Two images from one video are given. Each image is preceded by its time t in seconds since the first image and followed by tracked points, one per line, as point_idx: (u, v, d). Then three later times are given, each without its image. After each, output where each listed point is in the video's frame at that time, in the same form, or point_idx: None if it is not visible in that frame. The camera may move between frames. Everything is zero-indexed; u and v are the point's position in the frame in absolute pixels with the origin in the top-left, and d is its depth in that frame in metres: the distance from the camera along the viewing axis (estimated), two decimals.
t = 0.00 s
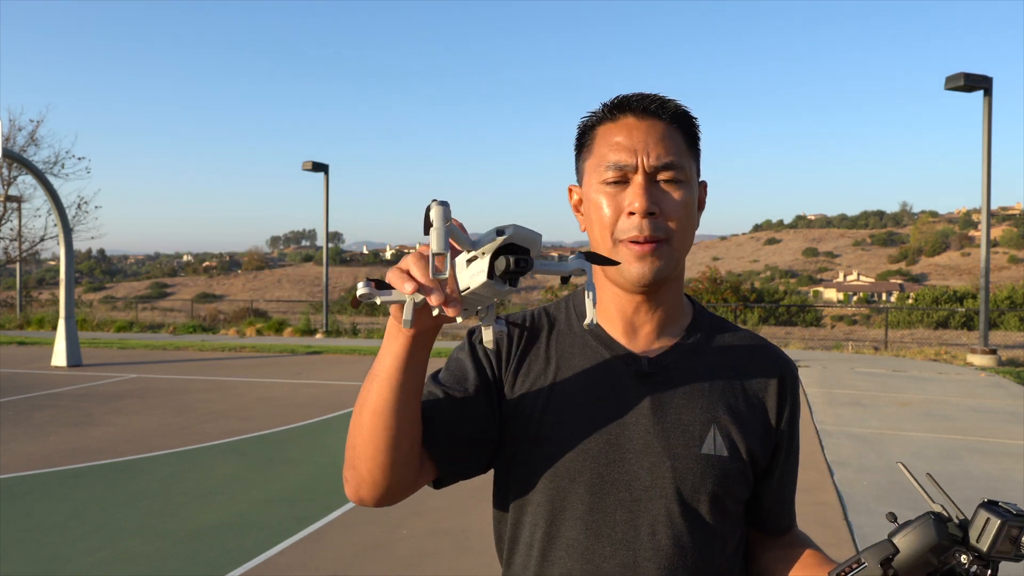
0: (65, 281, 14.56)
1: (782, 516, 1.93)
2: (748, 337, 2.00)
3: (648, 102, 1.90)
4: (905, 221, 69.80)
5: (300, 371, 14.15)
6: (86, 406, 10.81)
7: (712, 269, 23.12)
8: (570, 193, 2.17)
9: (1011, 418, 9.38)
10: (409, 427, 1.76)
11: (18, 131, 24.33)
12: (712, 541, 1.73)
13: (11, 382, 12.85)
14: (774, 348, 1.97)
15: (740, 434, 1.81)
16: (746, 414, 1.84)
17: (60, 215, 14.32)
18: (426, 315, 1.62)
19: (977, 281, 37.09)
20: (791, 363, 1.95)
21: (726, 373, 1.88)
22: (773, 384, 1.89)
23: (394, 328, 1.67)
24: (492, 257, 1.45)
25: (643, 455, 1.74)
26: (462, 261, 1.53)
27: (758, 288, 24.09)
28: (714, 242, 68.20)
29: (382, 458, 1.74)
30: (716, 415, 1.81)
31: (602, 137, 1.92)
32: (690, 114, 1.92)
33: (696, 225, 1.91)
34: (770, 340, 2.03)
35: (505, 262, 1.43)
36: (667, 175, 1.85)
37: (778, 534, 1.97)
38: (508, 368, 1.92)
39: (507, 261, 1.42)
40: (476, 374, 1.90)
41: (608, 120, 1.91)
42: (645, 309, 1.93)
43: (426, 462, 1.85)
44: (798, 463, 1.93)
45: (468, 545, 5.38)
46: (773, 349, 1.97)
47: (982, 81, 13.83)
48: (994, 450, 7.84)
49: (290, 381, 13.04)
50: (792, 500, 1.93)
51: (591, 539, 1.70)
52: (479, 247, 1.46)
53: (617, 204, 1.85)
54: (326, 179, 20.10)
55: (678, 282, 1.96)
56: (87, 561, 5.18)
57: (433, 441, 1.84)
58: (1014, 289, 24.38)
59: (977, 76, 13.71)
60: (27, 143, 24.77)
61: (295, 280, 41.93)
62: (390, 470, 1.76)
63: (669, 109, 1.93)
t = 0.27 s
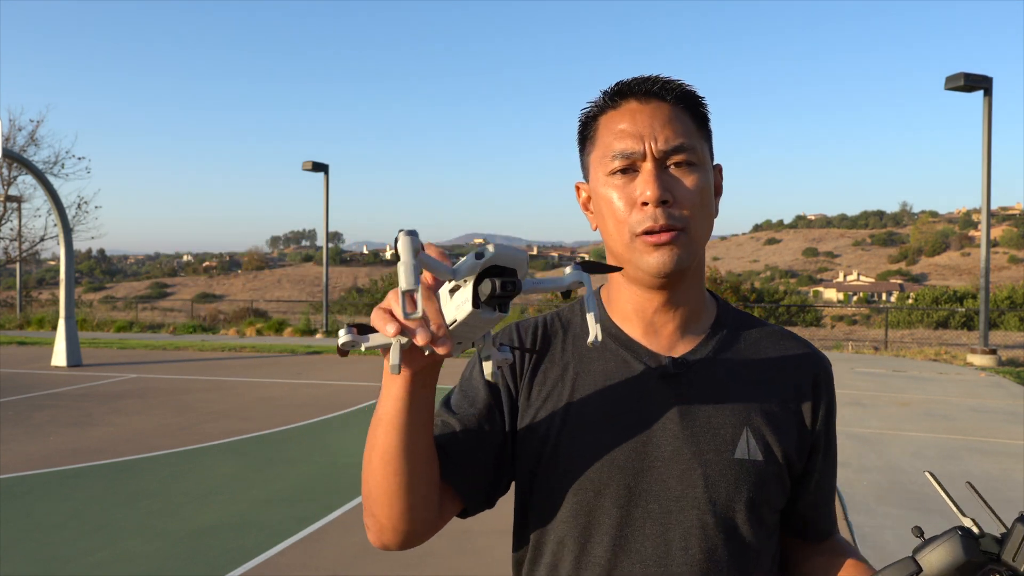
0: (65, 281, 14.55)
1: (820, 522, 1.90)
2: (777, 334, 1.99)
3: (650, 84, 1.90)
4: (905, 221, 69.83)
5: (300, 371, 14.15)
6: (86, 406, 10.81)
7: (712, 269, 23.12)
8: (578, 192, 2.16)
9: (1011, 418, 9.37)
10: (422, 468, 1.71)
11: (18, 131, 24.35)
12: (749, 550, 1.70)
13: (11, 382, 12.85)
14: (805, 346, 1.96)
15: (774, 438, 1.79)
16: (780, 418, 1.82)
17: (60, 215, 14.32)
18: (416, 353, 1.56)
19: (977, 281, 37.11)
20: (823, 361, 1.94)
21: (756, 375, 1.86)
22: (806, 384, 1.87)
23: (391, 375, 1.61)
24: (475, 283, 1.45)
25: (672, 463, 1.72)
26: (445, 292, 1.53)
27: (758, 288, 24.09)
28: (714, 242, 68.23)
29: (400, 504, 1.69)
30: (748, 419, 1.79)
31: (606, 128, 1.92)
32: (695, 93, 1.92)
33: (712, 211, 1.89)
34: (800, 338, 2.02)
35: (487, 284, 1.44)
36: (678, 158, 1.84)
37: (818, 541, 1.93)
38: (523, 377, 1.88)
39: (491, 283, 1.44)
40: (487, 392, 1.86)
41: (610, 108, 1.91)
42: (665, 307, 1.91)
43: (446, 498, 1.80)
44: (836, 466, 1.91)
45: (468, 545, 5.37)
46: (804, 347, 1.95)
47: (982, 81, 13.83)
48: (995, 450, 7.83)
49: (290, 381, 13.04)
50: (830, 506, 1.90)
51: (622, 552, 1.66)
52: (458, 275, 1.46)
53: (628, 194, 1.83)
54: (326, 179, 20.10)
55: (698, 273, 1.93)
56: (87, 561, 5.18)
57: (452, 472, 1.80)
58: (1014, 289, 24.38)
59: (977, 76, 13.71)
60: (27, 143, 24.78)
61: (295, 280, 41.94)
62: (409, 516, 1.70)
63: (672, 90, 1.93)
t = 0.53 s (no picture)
0: (65, 281, 14.56)
1: (847, 533, 1.86)
2: (795, 335, 1.95)
3: (653, 85, 1.89)
4: (905, 221, 69.83)
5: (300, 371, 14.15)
6: (86, 406, 10.82)
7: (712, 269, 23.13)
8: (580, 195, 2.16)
9: (1012, 418, 9.37)
10: (423, 501, 1.70)
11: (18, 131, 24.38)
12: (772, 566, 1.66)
13: (11, 382, 12.85)
14: (825, 350, 1.92)
15: (793, 449, 1.74)
16: (800, 426, 1.77)
17: (60, 215, 14.33)
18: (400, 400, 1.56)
19: (977, 281, 37.10)
20: (843, 364, 1.90)
21: (774, 383, 1.81)
22: (827, 390, 1.83)
23: (380, 418, 1.61)
24: (447, 338, 1.41)
25: (689, 477, 1.68)
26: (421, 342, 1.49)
27: (758, 288, 24.09)
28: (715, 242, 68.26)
29: (405, 539, 1.69)
30: (766, 430, 1.74)
31: (609, 131, 1.91)
32: (700, 91, 1.90)
33: (721, 214, 1.88)
34: (821, 341, 1.97)
35: (460, 341, 1.40)
36: (684, 163, 1.83)
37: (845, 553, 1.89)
38: (527, 397, 1.87)
39: (463, 340, 1.40)
40: (489, 417, 1.86)
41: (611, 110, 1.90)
42: (676, 316, 1.89)
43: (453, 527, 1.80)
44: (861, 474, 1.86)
45: (467, 545, 5.37)
46: (824, 351, 1.91)
47: (982, 81, 13.83)
48: (995, 450, 7.83)
49: (290, 381, 13.04)
50: (855, 516, 1.85)
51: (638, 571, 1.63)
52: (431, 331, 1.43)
53: (632, 202, 1.83)
54: (326, 179, 20.10)
55: (710, 278, 1.91)
56: (87, 561, 5.18)
57: (456, 500, 1.80)
58: (1014, 289, 24.41)
59: (977, 76, 13.71)
60: (28, 143, 24.81)
61: (296, 281, 41.95)
62: (416, 549, 1.70)
63: (677, 88, 1.91)
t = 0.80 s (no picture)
0: (65, 281, 14.56)
1: (854, 542, 1.84)
2: (801, 339, 1.95)
3: (652, 82, 1.89)
4: (905, 221, 69.83)
5: (300, 371, 14.15)
6: (86, 406, 10.82)
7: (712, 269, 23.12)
8: (577, 195, 2.16)
9: (1011, 418, 9.38)
10: (414, 510, 1.70)
11: (18, 131, 24.41)
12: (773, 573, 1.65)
13: (10, 382, 12.85)
14: (830, 354, 1.91)
15: (797, 455, 1.73)
16: (805, 433, 1.76)
17: (60, 214, 14.34)
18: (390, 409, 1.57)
19: (977, 281, 37.10)
20: (849, 368, 1.89)
21: (777, 388, 1.81)
22: (832, 395, 1.82)
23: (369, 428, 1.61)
24: (433, 347, 1.42)
25: (688, 486, 1.67)
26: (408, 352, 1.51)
27: (758, 288, 24.08)
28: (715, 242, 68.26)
29: (395, 548, 1.68)
30: (768, 436, 1.74)
31: (606, 130, 1.92)
32: (700, 89, 1.90)
33: (721, 215, 1.88)
34: (828, 345, 1.96)
35: (445, 352, 1.40)
36: (684, 163, 1.83)
37: (851, 562, 1.88)
38: (522, 404, 1.88)
39: (449, 350, 1.40)
40: (484, 424, 1.87)
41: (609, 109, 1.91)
42: (676, 319, 1.88)
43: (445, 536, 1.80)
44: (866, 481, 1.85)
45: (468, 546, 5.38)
46: (827, 355, 1.91)
47: (982, 81, 13.84)
48: (995, 450, 7.83)
49: (290, 381, 13.05)
50: (861, 524, 1.84)
51: None
52: (416, 340, 1.43)
53: (631, 204, 1.84)
54: (326, 179, 20.12)
55: (711, 281, 1.91)
56: (88, 561, 5.18)
57: (448, 508, 1.80)
58: (1014, 289, 24.41)
59: (977, 76, 13.72)
60: (27, 143, 24.83)
61: (296, 281, 41.95)
62: (406, 559, 1.69)
63: (677, 85, 1.91)
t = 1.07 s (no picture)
0: (65, 281, 14.55)
1: (837, 543, 1.83)
2: (790, 339, 1.93)
3: (640, 74, 1.89)
4: (904, 221, 69.85)
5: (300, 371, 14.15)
6: (86, 406, 10.82)
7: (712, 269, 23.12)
8: (569, 189, 2.15)
9: (1011, 418, 9.38)
10: (384, 505, 1.73)
11: (18, 131, 24.43)
12: None
13: (10, 382, 12.85)
14: (819, 355, 1.89)
15: (778, 455, 1.72)
16: (786, 434, 1.75)
17: (60, 215, 14.34)
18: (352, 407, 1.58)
19: (977, 281, 37.11)
20: (837, 370, 1.86)
21: (761, 388, 1.79)
22: (818, 396, 1.80)
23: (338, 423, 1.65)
24: (395, 344, 1.43)
25: (666, 486, 1.66)
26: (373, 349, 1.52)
27: (758, 288, 24.08)
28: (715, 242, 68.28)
29: (366, 541, 1.72)
30: (749, 436, 1.72)
31: (593, 122, 1.92)
32: (688, 81, 1.89)
33: (708, 209, 1.87)
34: (818, 345, 1.93)
35: (405, 349, 1.41)
36: (668, 155, 1.82)
37: (835, 564, 1.86)
38: (505, 401, 1.87)
39: (410, 347, 1.41)
40: (464, 419, 1.88)
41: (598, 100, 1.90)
42: (659, 314, 1.88)
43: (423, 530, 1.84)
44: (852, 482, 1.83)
45: (468, 546, 5.37)
46: (816, 356, 1.88)
47: (982, 81, 13.84)
48: (995, 450, 7.83)
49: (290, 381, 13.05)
50: (846, 526, 1.83)
51: None
52: (379, 337, 1.45)
53: (615, 197, 1.84)
54: (326, 179, 20.12)
55: (695, 277, 1.90)
56: (88, 561, 5.18)
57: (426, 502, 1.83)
58: (1014, 289, 24.41)
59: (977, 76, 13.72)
60: (27, 143, 24.83)
61: (296, 281, 41.98)
62: (376, 552, 1.73)
63: (666, 79, 1.90)
